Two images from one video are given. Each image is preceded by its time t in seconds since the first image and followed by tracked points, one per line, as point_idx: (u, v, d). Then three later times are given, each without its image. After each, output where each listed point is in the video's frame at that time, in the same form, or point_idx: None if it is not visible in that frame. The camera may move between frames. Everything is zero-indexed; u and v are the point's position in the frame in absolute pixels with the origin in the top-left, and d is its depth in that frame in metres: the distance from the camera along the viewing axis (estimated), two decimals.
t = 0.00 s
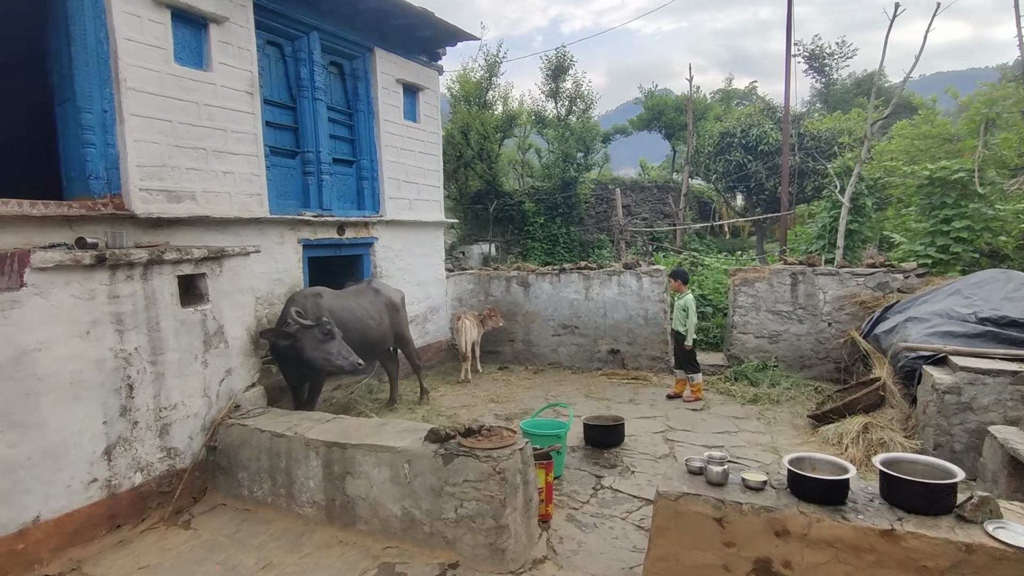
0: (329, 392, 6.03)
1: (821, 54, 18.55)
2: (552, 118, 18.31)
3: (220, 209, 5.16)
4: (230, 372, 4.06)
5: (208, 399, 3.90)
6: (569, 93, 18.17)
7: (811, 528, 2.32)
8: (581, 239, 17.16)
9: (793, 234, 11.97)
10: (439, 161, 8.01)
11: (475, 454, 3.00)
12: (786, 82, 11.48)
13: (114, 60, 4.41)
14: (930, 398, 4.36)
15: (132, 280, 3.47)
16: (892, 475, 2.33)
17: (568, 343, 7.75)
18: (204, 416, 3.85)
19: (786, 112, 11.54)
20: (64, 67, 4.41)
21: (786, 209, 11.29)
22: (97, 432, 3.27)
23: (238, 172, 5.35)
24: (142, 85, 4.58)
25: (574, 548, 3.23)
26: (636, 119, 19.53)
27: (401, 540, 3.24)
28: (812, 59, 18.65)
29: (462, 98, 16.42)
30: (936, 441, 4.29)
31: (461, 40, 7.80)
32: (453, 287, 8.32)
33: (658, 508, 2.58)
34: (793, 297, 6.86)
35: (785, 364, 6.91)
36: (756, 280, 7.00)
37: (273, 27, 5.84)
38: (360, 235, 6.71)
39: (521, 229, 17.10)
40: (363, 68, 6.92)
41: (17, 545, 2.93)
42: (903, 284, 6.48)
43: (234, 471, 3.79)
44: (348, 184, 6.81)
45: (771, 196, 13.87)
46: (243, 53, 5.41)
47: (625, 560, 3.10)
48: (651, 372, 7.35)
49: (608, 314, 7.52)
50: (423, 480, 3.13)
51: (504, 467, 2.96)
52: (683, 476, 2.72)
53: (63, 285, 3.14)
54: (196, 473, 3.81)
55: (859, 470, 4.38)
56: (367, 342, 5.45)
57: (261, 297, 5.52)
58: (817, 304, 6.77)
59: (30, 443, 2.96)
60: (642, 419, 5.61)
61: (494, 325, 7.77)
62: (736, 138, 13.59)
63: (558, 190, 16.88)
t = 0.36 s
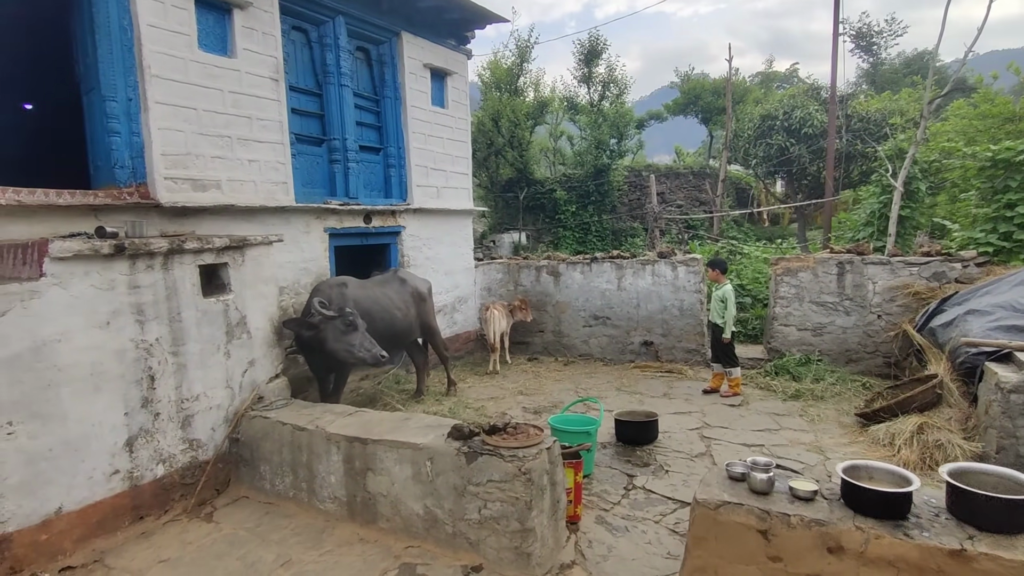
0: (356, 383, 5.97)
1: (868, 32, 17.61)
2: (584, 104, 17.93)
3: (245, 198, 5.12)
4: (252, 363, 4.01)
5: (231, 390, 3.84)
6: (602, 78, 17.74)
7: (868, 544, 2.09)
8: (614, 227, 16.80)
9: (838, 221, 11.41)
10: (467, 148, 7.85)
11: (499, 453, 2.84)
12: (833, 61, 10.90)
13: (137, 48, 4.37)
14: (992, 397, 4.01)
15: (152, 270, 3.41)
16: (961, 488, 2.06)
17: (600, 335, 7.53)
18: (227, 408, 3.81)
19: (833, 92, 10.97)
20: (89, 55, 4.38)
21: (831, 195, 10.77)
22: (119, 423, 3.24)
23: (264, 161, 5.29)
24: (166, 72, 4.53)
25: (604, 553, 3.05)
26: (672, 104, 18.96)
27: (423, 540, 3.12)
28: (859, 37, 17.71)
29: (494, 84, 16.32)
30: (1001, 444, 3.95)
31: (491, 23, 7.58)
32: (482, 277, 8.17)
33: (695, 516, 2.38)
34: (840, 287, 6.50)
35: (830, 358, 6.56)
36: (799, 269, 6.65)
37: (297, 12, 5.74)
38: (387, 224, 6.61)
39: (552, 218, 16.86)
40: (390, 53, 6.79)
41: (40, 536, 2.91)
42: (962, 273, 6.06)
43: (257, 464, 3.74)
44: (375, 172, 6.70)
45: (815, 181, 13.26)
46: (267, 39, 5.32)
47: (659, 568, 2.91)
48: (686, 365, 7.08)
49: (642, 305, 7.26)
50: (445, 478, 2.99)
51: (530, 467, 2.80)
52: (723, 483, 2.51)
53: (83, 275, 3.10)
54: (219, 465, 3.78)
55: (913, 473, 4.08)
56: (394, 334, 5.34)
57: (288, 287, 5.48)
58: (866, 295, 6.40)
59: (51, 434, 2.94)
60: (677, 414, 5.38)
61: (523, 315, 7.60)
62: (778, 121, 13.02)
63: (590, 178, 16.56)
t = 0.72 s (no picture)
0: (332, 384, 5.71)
1: (851, 30, 17.64)
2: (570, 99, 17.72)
3: (214, 188, 4.82)
4: (219, 364, 3.73)
5: (195, 394, 3.57)
6: (588, 73, 17.54)
7: (888, 569, 1.94)
8: (600, 223, 16.63)
9: (826, 218, 11.34)
10: (451, 139, 7.59)
11: (483, 463, 2.62)
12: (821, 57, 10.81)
13: (94, 25, 4.04)
14: (996, 398, 3.92)
15: (106, 264, 3.12)
16: (992, 507, 1.92)
17: (587, 332, 7.33)
18: (190, 413, 3.53)
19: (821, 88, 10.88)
20: (40, 32, 4.04)
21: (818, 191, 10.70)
22: (67, 432, 2.94)
23: (235, 149, 4.99)
24: (127, 52, 4.22)
25: (595, 569, 2.84)
26: (657, 100, 18.84)
27: (400, 556, 2.89)
28: (841, 36, 17.72)
29: (478, 78, 15.94)
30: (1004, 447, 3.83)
31: (476, 10, 7.33)
32: (467, 273, 7.93)
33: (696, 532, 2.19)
34: (832, 284, 6.37)
35: (821, 357, 6.44)
36: (791, 265, 6.51)
37: None
38: (367, 217, 6.33)
39: (538, 213, 16.63)
40: (370, 40, 6.50)
41: None
42: (955, 270, 5.99)
43: (222, 473, 3.47)
44: (354, 163, 6.42)
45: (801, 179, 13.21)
46: (238, 19, 5.02)
47: None
48: (675, 364, 6.92)
49: (630, 302, 7.08)
50: (425, 490, 2.77)
51: (518, 479, 2.58)
52: (726, 496, 2.31)
53: (24, 269, 2.80)
54: (182, 474, 3.50)
55: (913, 477, 3.95)
56: (373, 332, 5.08)
57: (261, 283, 5.20)
58: (858, 292, 6.28)
59: None
60: (668, 416, 5.20)
61: (509, 312, 7.36)
62: (766, 116, 12.92)
63: (576, 173, 16.38)
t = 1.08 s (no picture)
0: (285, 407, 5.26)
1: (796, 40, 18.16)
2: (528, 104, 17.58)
3: (147, 195, 4.32)
4: (152, 395, 3.26)
5: (123, 431, 3.08)
6: (545, 79, 17.44)
7: None
8: (560, 229, 16.52)
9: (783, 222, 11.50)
10: (409, 143, 7.24)
11: (458, 506, 2.31)
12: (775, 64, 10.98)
13: None
14: (976, 405, 3.87)
15: (7, 284, 2.59)
16: None
17: (555, 343, 7.09)
18: (117, 454, 3.04)
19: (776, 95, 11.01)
20: None
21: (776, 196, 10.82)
22: None
23: (170, 152, 4.51)
24: (40, 42, 3.71)
25: None
26: (614, 106, 18.91)
27: None
28: (786, 45, 18.10)
29: (435, 83, 15.56)
30: (986, 455, 3.76)
31: (433, 9, 7.02)
32: (428, 282, 7.57)
33: None
34: (800, 289, 6.33)
35: (791, 362, 6.38)
36: (759, 270, 6.44)
37: None
38: (321, 226, 5.91)
39: (498, 219, 16.46)
40: (321, 37, 6.10)
41: None
42: (919, 273, 6.04)
43: (156, 521, 3.02)
44: (306, 167, 5.98)
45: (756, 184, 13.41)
46: (172, 10, 4.55)
47: None
48: (646, 373, 6.74)
49: (598, 310, 6.88)
50: (392, 538, 2.43)
51: (498, 522, 2.28)
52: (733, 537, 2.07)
53: None
54: (107, 525, 3.01)
55: (899, 489, 3.84)
56: (330, 351, 4.67)
57: (202, 299, 4.72)
58: (826, 296, 6.26)
59: None
60: (644, 430, 4.98)
61: (475, 323, 7.04)
62: (723, 122, 13.06)
63: (536, 179, 16.26)
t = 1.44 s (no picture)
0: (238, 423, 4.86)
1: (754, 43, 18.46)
2: (492, 103, 17.34)
3: (74, 193, 3.88)
4: (77, 419, 2.87)
5: (40, 462, 2.69)
6: (509, 78, 17.22)
7: None
8: (526, 230, 16.34)
9: (748, 222, 11.58)
10: (370, 140, 6.89)
11: (430, 542, 2.05)
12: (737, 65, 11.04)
13: None
14: (957, 404, 3.81)
15: None
16: None
17: (525, 346, 6.86)
18: (32, 489, 2.64)
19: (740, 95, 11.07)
20: None
21: (741, 195, 10.87)
22: None
23: (103, 146, 4.07)
24: None
25: None
26: (578, 106, 18.85)
27: None
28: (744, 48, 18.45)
29: (396, 81, 15.15)
30: (968, 456, 3.70)
31: None
32: (392, 285, 7.23)
33: None
34: (772, 288, 6.26)
35: (764, 362, 6.30)
36: (732, 269, 6.35)
37: None
38: (276, 227, 5.52)
39: (463, 220, 16.20)
40: (273, 25, 5.70)
41: None
42: (887, 270, 6.06)
43: (80, 564, 2.64)
44: (258, 164, 5.57)
45: (720, 183, 13.50)
46: None
47: None
48: (619, 376, 6.58)
49: (570, 312, 6.68)
50: None
51: (474, 558, 2.02)
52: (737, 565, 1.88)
53: None
54: (19, 572, 2.61)
55: (883, 493, 3.75)
56: (286, 361, 4.31)
57: (141, 307, 4.29)
58: (797, 295, 6.21)
59: None
60: (621, 437, 4.79)
61: (442, 327, 6.75)
62: (688, 121, 13.09)
63: (501, 179, 16.03)
